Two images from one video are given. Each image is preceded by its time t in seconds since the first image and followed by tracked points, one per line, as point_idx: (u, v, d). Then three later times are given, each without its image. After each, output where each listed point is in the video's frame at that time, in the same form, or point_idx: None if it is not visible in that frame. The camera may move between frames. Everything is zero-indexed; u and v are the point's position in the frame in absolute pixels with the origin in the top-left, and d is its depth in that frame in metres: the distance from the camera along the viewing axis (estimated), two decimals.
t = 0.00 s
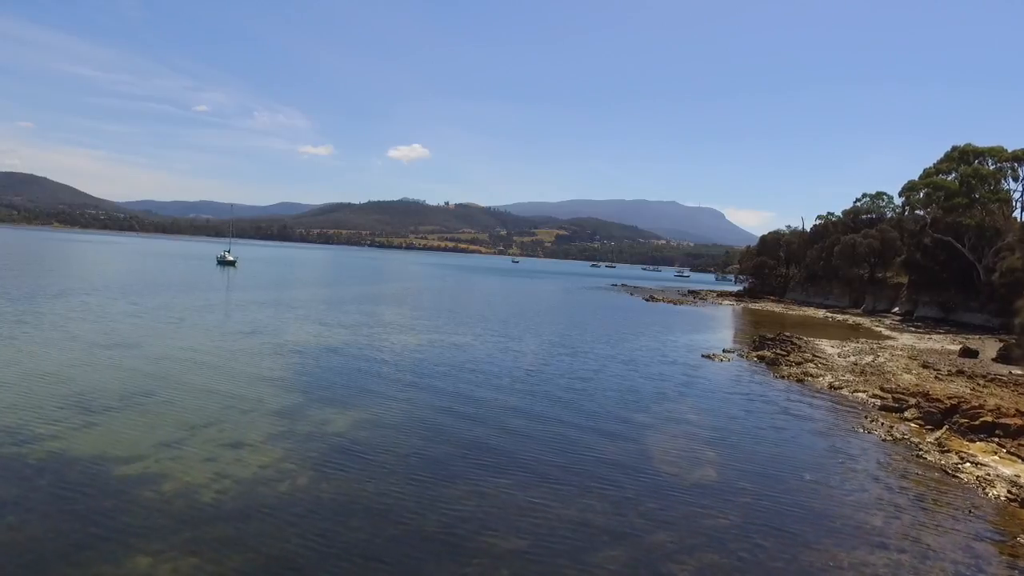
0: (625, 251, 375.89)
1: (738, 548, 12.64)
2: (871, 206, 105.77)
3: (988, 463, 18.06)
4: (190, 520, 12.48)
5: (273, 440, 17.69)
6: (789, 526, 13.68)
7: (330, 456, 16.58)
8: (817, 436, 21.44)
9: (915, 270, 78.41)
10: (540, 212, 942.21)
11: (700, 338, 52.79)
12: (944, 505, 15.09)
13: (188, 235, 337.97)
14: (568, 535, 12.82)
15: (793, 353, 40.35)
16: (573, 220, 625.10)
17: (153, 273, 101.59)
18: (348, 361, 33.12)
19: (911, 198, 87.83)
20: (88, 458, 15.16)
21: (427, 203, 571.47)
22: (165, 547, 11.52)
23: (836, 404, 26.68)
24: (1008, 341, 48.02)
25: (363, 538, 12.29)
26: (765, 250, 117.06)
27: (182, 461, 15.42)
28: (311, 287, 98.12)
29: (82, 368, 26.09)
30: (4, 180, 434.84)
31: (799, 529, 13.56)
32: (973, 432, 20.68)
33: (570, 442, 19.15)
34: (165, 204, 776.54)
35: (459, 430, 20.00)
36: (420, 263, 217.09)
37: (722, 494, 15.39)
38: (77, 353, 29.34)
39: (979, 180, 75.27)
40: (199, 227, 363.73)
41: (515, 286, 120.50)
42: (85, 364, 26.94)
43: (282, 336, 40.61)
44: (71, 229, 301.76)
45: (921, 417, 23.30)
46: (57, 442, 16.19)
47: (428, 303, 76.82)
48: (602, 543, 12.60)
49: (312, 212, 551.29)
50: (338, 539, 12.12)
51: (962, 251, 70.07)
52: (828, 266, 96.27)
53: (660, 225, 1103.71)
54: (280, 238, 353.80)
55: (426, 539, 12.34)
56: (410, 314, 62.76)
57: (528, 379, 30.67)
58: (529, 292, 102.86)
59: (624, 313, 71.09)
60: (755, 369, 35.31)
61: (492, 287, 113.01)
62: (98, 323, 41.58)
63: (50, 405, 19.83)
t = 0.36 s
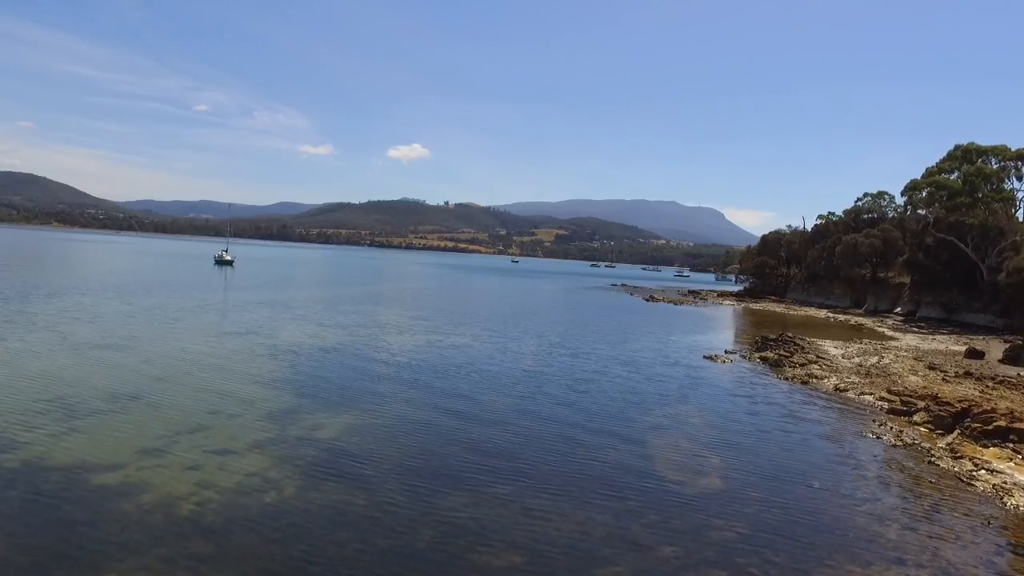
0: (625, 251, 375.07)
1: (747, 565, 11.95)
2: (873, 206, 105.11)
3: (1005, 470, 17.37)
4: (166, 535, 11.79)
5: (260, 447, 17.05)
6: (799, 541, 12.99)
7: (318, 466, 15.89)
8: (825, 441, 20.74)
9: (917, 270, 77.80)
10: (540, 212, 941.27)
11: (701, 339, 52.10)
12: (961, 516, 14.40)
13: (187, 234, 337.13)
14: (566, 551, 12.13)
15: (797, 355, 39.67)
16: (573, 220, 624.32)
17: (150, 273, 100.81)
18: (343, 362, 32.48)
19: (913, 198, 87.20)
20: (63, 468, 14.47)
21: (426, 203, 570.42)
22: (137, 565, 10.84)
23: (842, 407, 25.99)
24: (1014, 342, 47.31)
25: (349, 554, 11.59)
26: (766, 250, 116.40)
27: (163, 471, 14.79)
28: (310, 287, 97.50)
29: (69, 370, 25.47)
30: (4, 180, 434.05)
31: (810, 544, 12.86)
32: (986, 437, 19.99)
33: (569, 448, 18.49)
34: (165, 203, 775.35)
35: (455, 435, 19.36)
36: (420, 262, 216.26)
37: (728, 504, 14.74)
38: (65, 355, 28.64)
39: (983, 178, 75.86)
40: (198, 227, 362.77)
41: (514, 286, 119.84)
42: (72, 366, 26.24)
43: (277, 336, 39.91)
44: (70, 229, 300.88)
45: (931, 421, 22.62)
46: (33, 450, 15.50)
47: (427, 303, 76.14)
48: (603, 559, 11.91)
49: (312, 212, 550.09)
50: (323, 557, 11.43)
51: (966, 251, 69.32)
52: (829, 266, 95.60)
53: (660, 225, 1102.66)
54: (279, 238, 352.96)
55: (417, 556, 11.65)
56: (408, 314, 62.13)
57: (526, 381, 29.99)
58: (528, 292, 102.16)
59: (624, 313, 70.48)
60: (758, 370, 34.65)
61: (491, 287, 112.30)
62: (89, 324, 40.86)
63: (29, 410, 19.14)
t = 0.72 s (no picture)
0: (625, 250, 374.22)
1: None
2: (874, 205, 104.32)
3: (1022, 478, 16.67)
4: (139, 552, 11.11)
5: (245, 454, 16.38)
6: (811, 555, 12.30)
7: (306, 474, 15.19)
8: (834, 447, 20.02)
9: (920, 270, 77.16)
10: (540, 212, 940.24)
11: (703, 339, 51.34)
12: (981, 528, 13.71)
13: (187, 234, 336.33)
14: (565, 568, 11.45)
15: (801, 356, 38.95)
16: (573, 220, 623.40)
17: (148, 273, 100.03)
18: (337, 364, 31.74)
19: (915, 197, 86.48)
20: (36, 479, 13.78)
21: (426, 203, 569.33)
22: None
23: (850, 410, 25.28)
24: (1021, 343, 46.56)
25: (335, 572, 10.91)
26: (767, 250, 115.71)
27: (141, 480, 14.12)
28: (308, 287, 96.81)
29: (54, 373, 24.79)
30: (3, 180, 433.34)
31: (822, 559, 12.18)
32: (1001, 442, 19.29)
33: (567, 455, 17.80)
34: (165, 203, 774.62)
35: (450, 440, 18.67)
36: (419, 263, 215.37)
37: (734, 515, 14.06)
38: (51, 357, 27.92)
39: (986, 176, 75.67)
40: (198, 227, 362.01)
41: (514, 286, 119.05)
42: (57, 369, 25.53)
43: (272, 337, 39.19)
44: (70, 229, 300.13)
45: (942, 425, 21.90)
46: (7, 459, 14.83)
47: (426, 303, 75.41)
48: None
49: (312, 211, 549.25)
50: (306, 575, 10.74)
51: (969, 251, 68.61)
52: (831, 266, 94.87)
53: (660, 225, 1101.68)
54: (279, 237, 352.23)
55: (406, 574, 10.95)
56: (406, 315, 61.35)
57: (525, 384, 29.25)
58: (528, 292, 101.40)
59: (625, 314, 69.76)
60: (762, 372, 33.93)
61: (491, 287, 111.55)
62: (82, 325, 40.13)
63: (8, 415, 18.46)
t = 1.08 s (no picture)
0: (625, 250, 373.37)
1: None
2: (876, 204, 103.62)
3: None
4: (108, 569, 10.43)
5: (229, 463, 15.63)
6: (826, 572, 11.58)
7: (292, 484, 14.50)
8: (844, 452, 19.30)
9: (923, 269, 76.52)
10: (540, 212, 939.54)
11: (706, 339, 50.53)
12: (1005, 542, 12.97)
13: (186, 234, 335.46)
14: None
15: (805, 357, 38.20)
16: (573, 220, 622.91)
17: (144, 273, 99.14)
18: (331, 366, 30.95)
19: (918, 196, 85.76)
20: (5, 489, 13.08)
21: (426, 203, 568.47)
22: None
23: (858, 414, 24.54)
24: None
25: None
26: (768, 250, 115.07)
27: (116, 491, 13.38)
28: (307, 287, 96.00)
29: (38, 376, 24.05)
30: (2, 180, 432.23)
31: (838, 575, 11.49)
32: (1019, 448, 18.53)
33: (567, 461, 17.11)
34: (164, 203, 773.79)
35: (444, 446, 17.91)
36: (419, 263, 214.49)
37: (743, 527, 13.33)
38: (36, 359, 27.21)
39: (991, 175, 75.19)
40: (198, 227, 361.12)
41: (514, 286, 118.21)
42: (41, 371, 24.78)
43: (266, 338, 38.47)
44: (69, 228, 299.15)
45: (955, 430, 21.16)
46: None
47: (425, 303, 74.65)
48: None
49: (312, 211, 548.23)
50: None
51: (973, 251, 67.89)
52: (833, 265, 94.15)
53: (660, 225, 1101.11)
54: (279, 237, 351.42)
55: None
56: (405, 315, 60.55)
57: (523, 386, 28.53)
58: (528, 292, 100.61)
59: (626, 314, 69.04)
60: (766, 374, 33.15)
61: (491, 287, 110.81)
62: (72, 325, 39.37)
63: None
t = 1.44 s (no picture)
0: (626, 250, 372.62)
1: None
2: (879, 203, 102.94)
3: None
4: None
5: (212, 471, 14.93)
6: None
7: (276, 495, 13.79)
8: (855, 458, 18.58)
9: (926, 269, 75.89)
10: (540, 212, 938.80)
11: (708, 340, 49.81)
12: None
13: (186, 234, 334.60)
14: None
15: (809, 358, 37.48)
16: (573, 221, 622.05)
17: (142, 273, 98.35)
18: (325, 368, 30.19)
19: (921, 195, 85.05)
20: None
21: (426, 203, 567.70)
22: None
23: (867, 417, 23.81)
24: None
25: None
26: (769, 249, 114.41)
27: (88, 505, 12.65)
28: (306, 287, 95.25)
29: (20, 379, 23.32)
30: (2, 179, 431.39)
31: None
32: None
33: (566, 469, 16.40)
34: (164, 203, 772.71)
35: (437, 453, 17.18)
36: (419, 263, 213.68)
37: (752, 543, 12.58)
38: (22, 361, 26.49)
39: (995, 174, 74.65)
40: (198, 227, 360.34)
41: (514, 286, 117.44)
42: (25, 375, 24.06)
43: (261, 339, 37.75)
44: (69, 228, 298.35)
45: (969, 435, 20.45)
46: None
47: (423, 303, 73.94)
48: None
49: (311, 211, 547.22)
50: None
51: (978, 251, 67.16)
52: (835, 265, 93.48)
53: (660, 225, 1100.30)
54: (279, 237, 350.62)
55: None
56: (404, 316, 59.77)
57: (522, 389, 27.81)
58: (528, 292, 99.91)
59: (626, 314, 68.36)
60: (770, 376, 32.42)
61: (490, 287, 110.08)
62: (63, 326, 38.65)
63: None
